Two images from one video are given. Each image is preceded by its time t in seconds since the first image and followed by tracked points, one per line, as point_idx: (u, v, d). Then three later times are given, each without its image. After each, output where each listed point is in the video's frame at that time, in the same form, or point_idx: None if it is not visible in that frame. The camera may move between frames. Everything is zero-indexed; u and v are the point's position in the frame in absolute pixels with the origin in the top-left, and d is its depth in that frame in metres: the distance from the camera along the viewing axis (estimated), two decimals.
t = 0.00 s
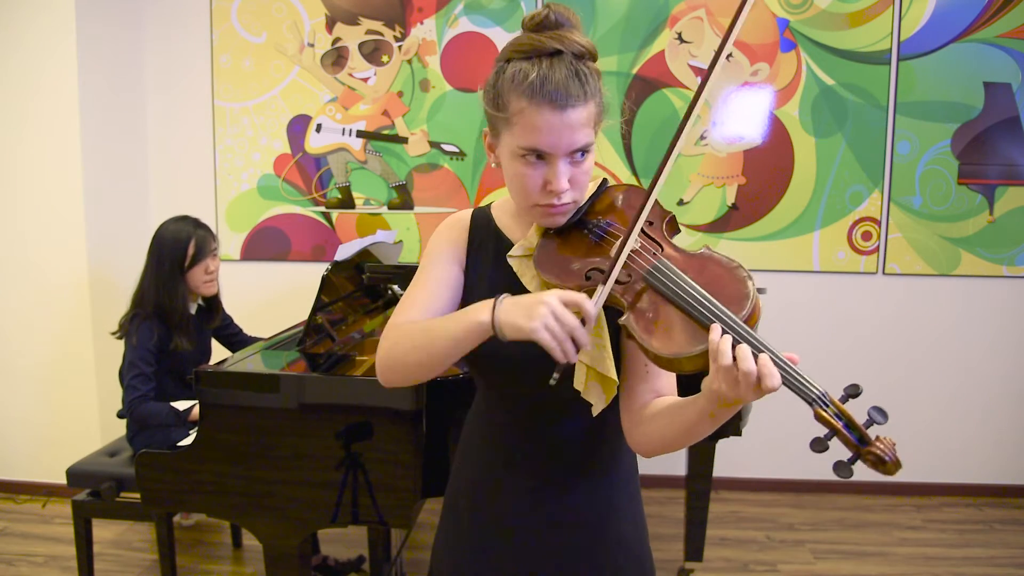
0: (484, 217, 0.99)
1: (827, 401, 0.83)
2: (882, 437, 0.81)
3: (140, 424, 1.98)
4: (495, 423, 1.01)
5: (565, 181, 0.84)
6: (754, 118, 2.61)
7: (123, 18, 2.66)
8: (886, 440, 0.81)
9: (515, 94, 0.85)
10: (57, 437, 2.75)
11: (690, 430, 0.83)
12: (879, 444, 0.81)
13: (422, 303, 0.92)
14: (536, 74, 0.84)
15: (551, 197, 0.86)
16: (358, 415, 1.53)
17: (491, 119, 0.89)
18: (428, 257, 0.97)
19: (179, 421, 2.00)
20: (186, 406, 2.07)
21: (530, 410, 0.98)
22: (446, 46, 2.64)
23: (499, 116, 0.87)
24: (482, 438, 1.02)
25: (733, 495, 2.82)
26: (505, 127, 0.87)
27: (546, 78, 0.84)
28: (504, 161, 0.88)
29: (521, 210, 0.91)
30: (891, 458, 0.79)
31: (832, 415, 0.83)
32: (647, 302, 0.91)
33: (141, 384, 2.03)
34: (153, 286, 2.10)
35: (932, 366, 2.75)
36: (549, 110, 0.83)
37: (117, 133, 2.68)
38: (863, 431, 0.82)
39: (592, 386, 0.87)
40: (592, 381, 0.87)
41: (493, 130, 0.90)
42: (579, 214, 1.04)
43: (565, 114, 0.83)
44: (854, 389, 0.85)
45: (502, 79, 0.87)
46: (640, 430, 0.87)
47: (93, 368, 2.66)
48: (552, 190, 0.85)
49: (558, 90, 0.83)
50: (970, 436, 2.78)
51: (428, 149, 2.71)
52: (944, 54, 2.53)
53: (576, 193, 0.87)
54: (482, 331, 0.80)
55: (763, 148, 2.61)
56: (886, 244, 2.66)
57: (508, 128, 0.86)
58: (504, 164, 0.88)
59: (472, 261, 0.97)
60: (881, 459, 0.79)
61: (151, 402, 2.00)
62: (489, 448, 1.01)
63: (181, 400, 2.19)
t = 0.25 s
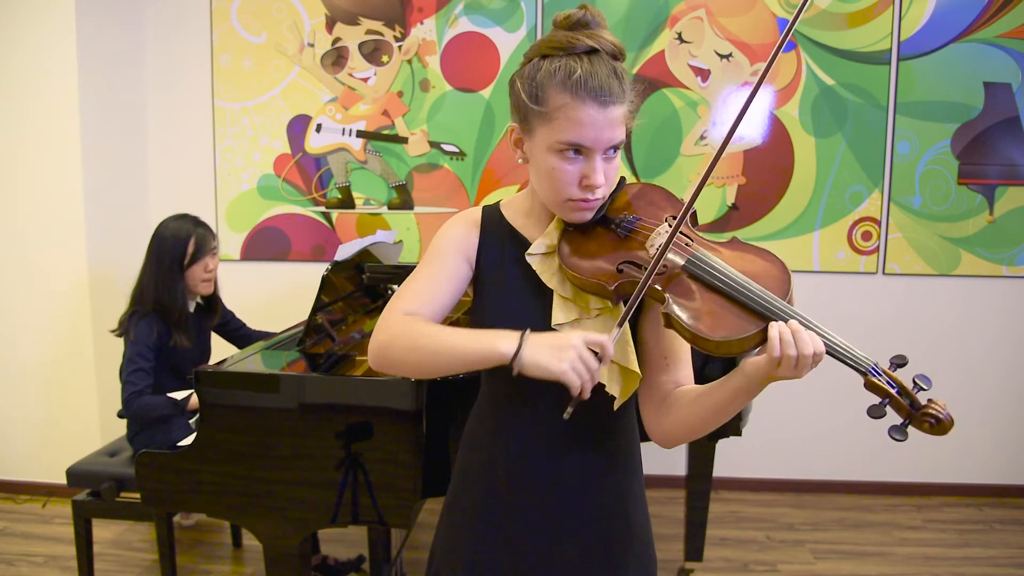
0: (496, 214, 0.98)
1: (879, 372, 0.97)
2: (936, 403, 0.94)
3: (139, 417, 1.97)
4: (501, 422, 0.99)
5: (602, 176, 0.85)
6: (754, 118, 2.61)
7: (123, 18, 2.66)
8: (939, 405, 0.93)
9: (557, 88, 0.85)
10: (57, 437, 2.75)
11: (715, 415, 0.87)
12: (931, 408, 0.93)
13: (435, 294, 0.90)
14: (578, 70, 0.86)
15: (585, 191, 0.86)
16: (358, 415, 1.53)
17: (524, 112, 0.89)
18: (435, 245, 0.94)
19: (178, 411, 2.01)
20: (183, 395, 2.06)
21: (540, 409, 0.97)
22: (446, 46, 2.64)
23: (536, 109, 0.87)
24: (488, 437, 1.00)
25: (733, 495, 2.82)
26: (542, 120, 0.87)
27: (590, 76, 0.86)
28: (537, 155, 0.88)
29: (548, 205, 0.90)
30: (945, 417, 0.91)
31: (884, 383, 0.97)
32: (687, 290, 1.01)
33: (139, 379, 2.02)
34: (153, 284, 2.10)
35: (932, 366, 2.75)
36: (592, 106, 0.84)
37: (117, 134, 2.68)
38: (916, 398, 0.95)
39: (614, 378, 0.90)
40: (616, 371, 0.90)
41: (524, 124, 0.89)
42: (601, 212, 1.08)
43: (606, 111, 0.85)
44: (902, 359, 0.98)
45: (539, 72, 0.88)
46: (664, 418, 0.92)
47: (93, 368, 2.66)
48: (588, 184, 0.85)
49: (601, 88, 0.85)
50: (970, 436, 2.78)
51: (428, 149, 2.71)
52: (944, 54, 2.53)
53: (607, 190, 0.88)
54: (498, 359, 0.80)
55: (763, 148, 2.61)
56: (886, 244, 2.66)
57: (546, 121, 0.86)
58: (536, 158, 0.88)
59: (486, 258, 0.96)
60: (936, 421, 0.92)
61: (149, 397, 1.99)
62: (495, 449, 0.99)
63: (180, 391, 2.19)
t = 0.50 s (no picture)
0: (505, 214, 0.98)
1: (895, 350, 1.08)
2: (950, 376, 1.04)
3: (136, 412, 1.95)
4: (507, 420, 0.99)
5: (614, 177, 0.86)
6: (754, 118, 2.60)
7: (122, 18, 2.65)
8: (952, 377, 1.04)
9: (572, 91, 0.86)
10: (57, 437, 2.75)
11: (727, 405, 0.91)
12: (947, 381, 1.03)
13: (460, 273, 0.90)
14: (591, 73, 0.86)
15: (598, 192, 0.86)
16: (358, 415, 1.53)
17: (536, 115, 0.89)
18: (453, 233, 0.94)
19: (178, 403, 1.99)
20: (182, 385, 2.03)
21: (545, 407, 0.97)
22: (446, 46, 2.64)
23: (549, 112, 0.87)
24: (493, 433, 1.00)
25: (733, 495, 2.83)
26: (554, 122, 0.87)
27: (604, 80, 0.86)
28: (550, 157, 0.88)
29: (560, 205, 0.90)
30: (960, 389, 1.02)
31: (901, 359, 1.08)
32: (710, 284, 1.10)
33: (137, 372, 2.00)
34: (152, 282, 2.10)
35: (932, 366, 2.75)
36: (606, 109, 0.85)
37: (117, 134, 2.68)
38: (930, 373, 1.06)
39: (633, 368, 0.92)
40: (632, 357, 0.92)
41: (536, 126, 0.90)
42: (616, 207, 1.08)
43: (619, 114, 0.86)
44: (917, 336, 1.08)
45: (552, 76, 0.88)
46: (673, 410, 0.97)
47: (94, 368, 2.66)
48: (601, 185, 0.86)
49: (615, 91, 0.86)
50: (969, 436, 2.78)
51: (428, 149, 2.71)
52: (944, 54, 2.53)
53: (619, 192, 0.89)
54: (569, 266, 0.81)
55: (763, 148, 2.61)
56: (886, 244, 2.66)
57: (560, 124, 0.86)
58: (549, 159, 0.88)
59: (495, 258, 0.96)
60: (952, 392, 1.02)
61: (147, 390, 1.97)
62: (500, 445, 0.99)
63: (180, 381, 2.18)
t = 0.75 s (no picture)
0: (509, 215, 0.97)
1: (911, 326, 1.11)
2: (965, 348, 1.07)
3: (139, 405, 1.93)
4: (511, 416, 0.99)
5: (640, 166, 0.88)
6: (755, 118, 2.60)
7: (121, 19, 2.65)
8: (966, 349, 1.08)
9: (598, 82, 0.87)
10: (57, 437, 2.75)
11: (739, 386, 0.95)
12: (963, 353, 1.07)
13: (469, 289, 0.88)
14: (616, 65, 0.88)
15: (624, 181, 0.88)
16: (357, 415, 1.53)
17: (559, 105, 0.89)
18: (458, 243, 0.92)
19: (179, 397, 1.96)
20: (183, 378, 2.00)
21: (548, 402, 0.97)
22: (446, 46, 2.64)
23: (575, 103, 0.87)
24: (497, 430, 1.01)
25: (733, 495, 2.83)
26: (581, 112, 0.87)
27: (627, 72, 0.88)
28: (575, 147, 0.88)
29: (582, 196, 0.90)
30: (976, 359, 1.05)
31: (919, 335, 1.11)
32: (729, 271, 1.11)
33: (139, 365, 1.99)
34: (150, 281, 2.10)
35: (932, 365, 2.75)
36: (632, 99, 0.87)
37: (117, 134, 2.68)
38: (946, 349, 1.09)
39: (648, 357, 0.92)
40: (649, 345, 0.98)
41: (559, 117, 0.89)
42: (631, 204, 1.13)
43: (643, 104, 0.88)
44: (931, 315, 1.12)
45: (574, 67, 0.89)
46: (685, 399, 0.98)
47: (94, 367, 2.66)
48: (628, 173, 0.87)
49: (638, 83, 0.88)
50: (969, 436, 2.78)
51: (428, 149, 2.71)
52: (944, 54, 2.53)
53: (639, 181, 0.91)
54: (573, 317, 0.81)
55: (763, 148, 2.61)
56: (886, 244, 2.66)
57: (586, 114, 0.87)
58: (573, 150, 0.88)
59: (501, 259, 0.95)
60: (968, 362, 1.05)
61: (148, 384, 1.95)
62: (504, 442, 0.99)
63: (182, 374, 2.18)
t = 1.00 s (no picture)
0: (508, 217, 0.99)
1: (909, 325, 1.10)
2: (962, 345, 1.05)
3: (142, 400, 1.93)
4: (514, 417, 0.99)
5: (643, 163, 0.88)
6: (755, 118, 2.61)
7: (121, 19, 2.65)
8: (962, 347, 1.05)
9: (604, 79, 0.87)
10: (57, 437, 2.75)
11: (738, 383, 0.95)
12: (959, 350, 1.05)
13: (453, 310, 0.89)
14: (621, 62, 0.89)
15: (627, 177, 0.88)
16: (357, 415, 1.53)
17: (564, 100, 0.89)
18: (454, 257, 0.93)
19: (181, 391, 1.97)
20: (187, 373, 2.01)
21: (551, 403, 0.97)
22: (446, 46, 2.64)
23: (581, 98, 0.87)
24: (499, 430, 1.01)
25: (733, 495, 2.83)
26: (586, 108, 0.87)
27: (633, 70, 0.89)
28: (579, 142, 0.88)
29: (585, 191, 0.90)
30: (971, 356, 1.03)
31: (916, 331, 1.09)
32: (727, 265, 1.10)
33: (142, 359, 2.00)
34: (148, 281, 2.10)
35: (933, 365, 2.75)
36: (637, 96, 0.88)
37: (117, 134, 2.68)
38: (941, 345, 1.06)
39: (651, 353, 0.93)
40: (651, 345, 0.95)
41: (563, 112, 0.89)
42: (631, 202, 1.12)
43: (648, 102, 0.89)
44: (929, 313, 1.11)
45: (580, 63, 0.89)
46: (686, 397, 0.99)
47: (94, 367, 2.67)
48: (632, 169, 0.87)
49: (643, 82, 0.89)
50: (970, 436, 2.78)
51: (428, 149, 2.71)
52: (944, 54, 2.53)
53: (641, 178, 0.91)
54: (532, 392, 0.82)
55: (763, 148, 2.61)
56: (886, 244, 2.66)
57: (592, 110, 0.87)
58: (578, 145, 0.88)
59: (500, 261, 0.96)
60: (964, 360, 1.03)
61: (150, 378, 1.96)
62: (507, 442, 0.99)
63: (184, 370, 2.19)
